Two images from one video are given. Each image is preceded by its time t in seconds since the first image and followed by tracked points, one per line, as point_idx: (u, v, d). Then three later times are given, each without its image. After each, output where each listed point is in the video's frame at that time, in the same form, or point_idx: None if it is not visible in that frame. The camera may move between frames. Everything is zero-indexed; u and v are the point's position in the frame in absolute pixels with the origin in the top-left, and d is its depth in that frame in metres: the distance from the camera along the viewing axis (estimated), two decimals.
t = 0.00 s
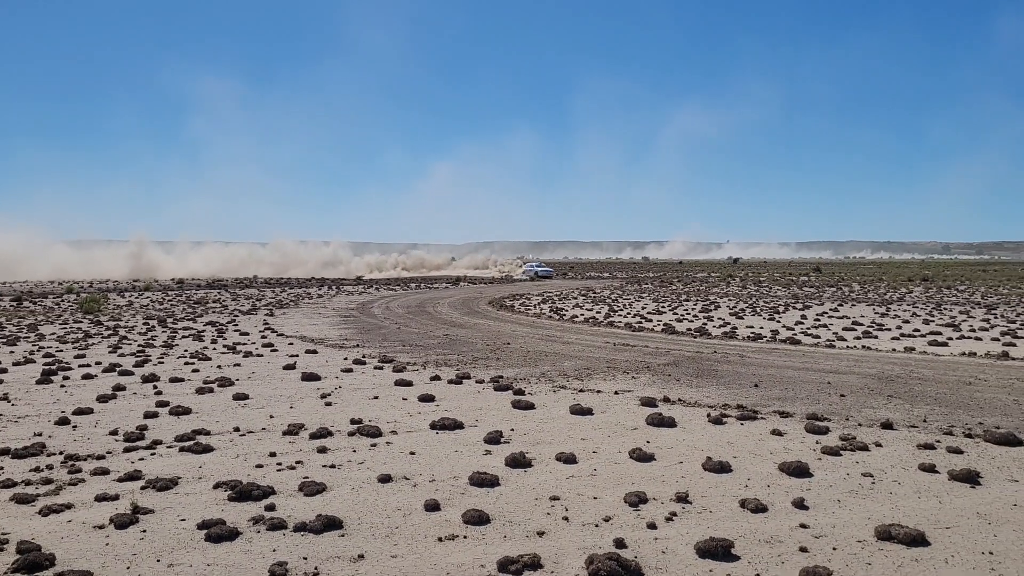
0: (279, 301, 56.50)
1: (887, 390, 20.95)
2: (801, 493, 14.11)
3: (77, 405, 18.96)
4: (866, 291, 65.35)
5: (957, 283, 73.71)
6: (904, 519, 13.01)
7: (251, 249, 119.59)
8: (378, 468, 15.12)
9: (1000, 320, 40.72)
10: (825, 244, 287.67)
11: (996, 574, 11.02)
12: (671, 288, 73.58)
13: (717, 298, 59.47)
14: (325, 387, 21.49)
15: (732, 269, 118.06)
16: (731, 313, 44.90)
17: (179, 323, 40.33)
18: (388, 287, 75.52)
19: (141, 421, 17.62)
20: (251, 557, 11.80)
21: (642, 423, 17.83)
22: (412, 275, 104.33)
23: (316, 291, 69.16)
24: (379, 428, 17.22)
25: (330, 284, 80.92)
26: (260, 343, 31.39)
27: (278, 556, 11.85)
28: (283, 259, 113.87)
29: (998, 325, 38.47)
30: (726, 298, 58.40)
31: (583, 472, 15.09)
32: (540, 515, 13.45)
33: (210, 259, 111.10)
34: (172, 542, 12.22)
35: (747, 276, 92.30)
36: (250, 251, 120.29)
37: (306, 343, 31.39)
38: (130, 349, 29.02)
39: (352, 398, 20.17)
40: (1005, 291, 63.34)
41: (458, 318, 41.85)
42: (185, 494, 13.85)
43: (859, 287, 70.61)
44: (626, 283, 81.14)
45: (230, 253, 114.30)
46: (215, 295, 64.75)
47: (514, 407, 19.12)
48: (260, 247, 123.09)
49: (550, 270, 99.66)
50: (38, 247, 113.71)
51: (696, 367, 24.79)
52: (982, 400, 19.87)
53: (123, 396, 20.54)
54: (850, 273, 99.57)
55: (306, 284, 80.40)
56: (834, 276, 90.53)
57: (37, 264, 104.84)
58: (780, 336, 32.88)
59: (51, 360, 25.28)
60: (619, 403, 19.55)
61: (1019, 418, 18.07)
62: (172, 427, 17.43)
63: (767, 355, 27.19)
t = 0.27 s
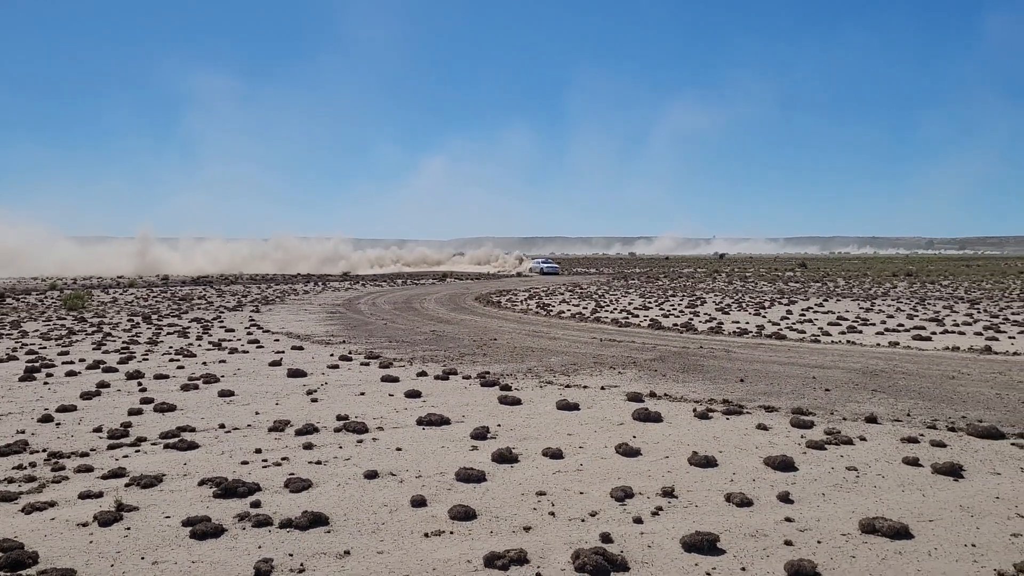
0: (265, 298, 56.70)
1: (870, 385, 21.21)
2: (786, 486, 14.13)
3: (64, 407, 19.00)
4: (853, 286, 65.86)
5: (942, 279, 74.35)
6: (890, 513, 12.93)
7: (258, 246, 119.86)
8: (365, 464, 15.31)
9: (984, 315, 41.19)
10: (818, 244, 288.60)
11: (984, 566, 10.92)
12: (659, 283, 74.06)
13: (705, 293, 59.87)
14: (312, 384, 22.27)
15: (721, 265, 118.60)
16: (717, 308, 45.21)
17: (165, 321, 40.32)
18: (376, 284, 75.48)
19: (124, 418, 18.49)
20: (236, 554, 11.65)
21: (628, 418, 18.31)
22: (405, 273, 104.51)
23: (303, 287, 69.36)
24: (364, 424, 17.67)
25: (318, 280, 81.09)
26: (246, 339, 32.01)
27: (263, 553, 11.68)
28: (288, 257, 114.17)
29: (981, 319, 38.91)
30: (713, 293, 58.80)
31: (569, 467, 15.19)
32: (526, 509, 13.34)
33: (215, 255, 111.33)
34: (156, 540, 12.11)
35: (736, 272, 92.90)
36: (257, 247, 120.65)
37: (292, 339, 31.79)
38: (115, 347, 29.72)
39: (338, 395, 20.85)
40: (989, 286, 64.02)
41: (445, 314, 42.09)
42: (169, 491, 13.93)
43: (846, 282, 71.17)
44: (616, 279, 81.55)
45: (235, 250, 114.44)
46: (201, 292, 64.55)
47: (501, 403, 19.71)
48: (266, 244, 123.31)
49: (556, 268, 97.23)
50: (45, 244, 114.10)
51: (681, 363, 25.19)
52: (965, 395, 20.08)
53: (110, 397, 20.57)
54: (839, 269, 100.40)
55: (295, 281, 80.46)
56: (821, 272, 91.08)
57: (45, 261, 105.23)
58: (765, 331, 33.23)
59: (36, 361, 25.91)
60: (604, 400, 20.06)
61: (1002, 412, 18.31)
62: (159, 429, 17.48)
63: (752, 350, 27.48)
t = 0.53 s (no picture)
0: (255, 294, 56.47)
1: (860, 380, 21.34)
2: (776, 481, 14.20)
3: (52, 403, 18.85)
4: (843, 282, 66.28)
5: (931, 274, 75.00)
6: (879, 507, 12.99)
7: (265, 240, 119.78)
8: (356, 460, 15.28)
9: (973, 309, 41.50)
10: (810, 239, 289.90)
11: (972, 560, 11.01)
12: (650, 278, 74.29)
13: (696, 288, 60.11)
14: (302, 380, 22.24)
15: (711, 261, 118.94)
16: (708, 304, 45.31)
17: (154, 316, 40.06)
18: (365, 279, 75.13)
19: (113, 414, 18.36)
20: (227, 550, 11.60)
21: (620, 413, 18.35)
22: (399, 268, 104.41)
23: (293, 284, 69.13)
24: (354, 419, 17.63)
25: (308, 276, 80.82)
26: (236, 335, 31.94)
27: (254, 549, 11.64)
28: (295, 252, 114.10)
29: (970, 314, 39.18)
30: (704, 289, 58.93)
31: (560, 462, 15.22)
32: (518, 505, 13.35)
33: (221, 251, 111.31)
34: (146, 536, 12.05)
35: (727, 268, 93.31)
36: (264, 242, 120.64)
37: (283, 335, 31.70)
38: (104, 343, 29.61)
39: (329, 391, 20.82)
40: (978, 281, 64.51)
41: (436, 310, 42.10)
42: (160, 488, 13.85)
43: (836, 277, 71.63)
44: (607, 275, 81.69)
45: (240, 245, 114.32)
46: (190, 288, 64.11)
47: (493, 398, 19.71)
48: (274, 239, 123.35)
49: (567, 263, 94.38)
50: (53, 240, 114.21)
51: (671, 358, 25.29)
52: (955, 390, 20.22)
53: (100, 394, 20.42)
54: (828, 264, 101.00)
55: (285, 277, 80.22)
56: (812, 267, 91.49)
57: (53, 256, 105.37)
58: (756, 326, 33.39)
59: (24, 356, 25.78)
60: (596, 395, 20.10)
61: (990, 406, 18.46)
62: (150, 426, 17.36)
63: (743, 345, 27.64)
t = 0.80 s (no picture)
0: (249, 289, 56.31)
1: (853, 375, 21.41)
2: (770, 476, 14.23)
3: (45, 399, 18.76)
4: (836, 277, 66.56)
5: (924, 269, 75.41)
6: (872, 502, 13.04)
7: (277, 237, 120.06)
8: (350, 456, 15.25)
9: (965, 304, 41.75)
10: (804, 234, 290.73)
11: (965, 554, 11.06)
12: (644, 274, 74.44)
13: (690, 283, 60.28)
14: (296, 375, 22.20)
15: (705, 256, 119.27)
16: (702, 299, 45.37)
17: (147, 312, 39.90)
18: (359, 275, 75.02)
19: (107, 410, 18.28)
20: (221, 546, 11.56)
21: (614, 408, 18.37)
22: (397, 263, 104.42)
23: (287, 279, 68.95)
24: (349, 415, 17.60)
25: (302, 272, 80.69)
26: (230, 330, 31.87)
27: (248, 545, 11.60)
28: (303, 249, 114.33)
29: (963, 309, 39.37)
30: (699, 284, 59.07)
31: (555, 457, 15.23)
32: (513, 500, 13.36)
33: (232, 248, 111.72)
34: (140, 532, 12.00)
35: (721, 263, 93.56)
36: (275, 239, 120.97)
37: (277, 331, 31.62)
38: (97, 339, 29.48)
39: (323, 386, 20.78)
40: (971, 277, 64.84)
41: (430, 305, 42.08)
42: (153, 484, 13.79)
43: (829, 273, 71.91)
44: (602, 270, 81.85)
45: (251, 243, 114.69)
46: (184, 283, 63.84)
47: (487, 394, 19.69)
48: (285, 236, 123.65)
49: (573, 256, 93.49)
50: (67, 236, 114.94)
51: (665, 353, 25.33)
52: (948, 384, 20.31)
53: (93, 390, 20.32)
54: (821, 259, 101.35)
55: (279, 272, 80.01)
56: (806, 262, 91.84)
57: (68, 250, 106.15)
58: (750, 321, 33.49)
59: (16, 352, 25.65)
60: (590, 390, 20.11)
61: (983, 401, 18.56)
62: (143, 421, 17.29)
63: (736, 340, 27.71)
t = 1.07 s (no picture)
0: (242, 283, 56.13)
1: (846, 370, 21.48)
2: (763, 470, 14.27)
3: (36, 393, 18.65)
4: (829, 272, 66.77)
5: (917, 264, 75.75)
6: (865, 496, 13.08)
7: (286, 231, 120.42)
8: (343, 450, 15.22)
9: (957, 299, 41.96)
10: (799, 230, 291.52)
11: (957, 548, 11.11)
12: (639, 268, 74.56)
13: (683, 278, 60.40)
14: (289, 369, 22.17)
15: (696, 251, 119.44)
16: (695, 294, 45.45)
17: (139, 306, 39.68)
18: (353, 269, 74.90)
19: (98, 404, 18.19)
20: (213, 540, 11.52)
21: (608, 403, 18.38)
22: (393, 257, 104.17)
23: (280, 273, 68.75)
24: (342, 409, 17.57)
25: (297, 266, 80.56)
26: (223, 324, 31.78)
27: (240, 539, 11.57)
28: (313, 242, 114.76)
29: (956, 304, 39.55)
30: (692, 279, 59.15)
31: (548, 452, 15.23)
32: (506, 494, 13.36)
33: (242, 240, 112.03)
34: (131, 526, 11.95)
35: (714, 257, 93.73)
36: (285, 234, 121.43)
37: (270, 325, 31.52)
38: (89, 332, 29.33)
39: (316, 380, 20.75)
40: (963, 271, 65.07)
41: (424, 299, 42.03)
42: (145, 478, 13.74)
43: (822, 268, 72.13)
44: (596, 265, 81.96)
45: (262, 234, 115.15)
46: (177, 277, 63.55)
47: (481, 388, 19.68)
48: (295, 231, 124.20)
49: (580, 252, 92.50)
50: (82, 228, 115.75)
51: (659, 347, 25.38)
52: (940, 379, 20.40)
53: (85, 383, 20.23)
54: (814, 254, 101.76)
55: (273, 267, 79.79)
56: (800, 257, 92.09)
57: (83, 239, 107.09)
58: (743, 316, 33.56)
59: (7, 346, 25.49)
60: (584, 384, 20.13)
61: (975, 395, 18.65)
62: (135, 416, 17.21)
63: (730, 334, 27.77)
